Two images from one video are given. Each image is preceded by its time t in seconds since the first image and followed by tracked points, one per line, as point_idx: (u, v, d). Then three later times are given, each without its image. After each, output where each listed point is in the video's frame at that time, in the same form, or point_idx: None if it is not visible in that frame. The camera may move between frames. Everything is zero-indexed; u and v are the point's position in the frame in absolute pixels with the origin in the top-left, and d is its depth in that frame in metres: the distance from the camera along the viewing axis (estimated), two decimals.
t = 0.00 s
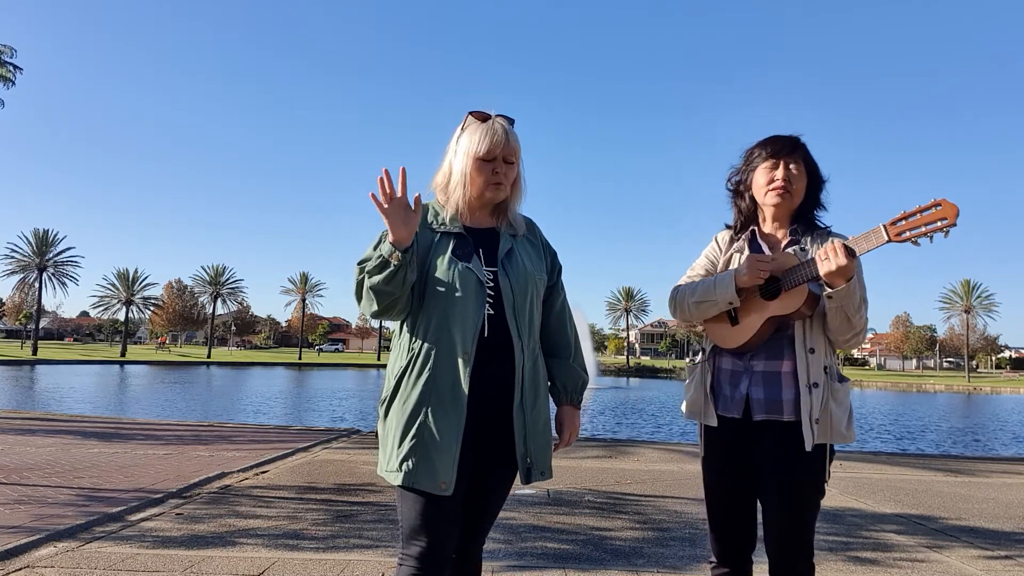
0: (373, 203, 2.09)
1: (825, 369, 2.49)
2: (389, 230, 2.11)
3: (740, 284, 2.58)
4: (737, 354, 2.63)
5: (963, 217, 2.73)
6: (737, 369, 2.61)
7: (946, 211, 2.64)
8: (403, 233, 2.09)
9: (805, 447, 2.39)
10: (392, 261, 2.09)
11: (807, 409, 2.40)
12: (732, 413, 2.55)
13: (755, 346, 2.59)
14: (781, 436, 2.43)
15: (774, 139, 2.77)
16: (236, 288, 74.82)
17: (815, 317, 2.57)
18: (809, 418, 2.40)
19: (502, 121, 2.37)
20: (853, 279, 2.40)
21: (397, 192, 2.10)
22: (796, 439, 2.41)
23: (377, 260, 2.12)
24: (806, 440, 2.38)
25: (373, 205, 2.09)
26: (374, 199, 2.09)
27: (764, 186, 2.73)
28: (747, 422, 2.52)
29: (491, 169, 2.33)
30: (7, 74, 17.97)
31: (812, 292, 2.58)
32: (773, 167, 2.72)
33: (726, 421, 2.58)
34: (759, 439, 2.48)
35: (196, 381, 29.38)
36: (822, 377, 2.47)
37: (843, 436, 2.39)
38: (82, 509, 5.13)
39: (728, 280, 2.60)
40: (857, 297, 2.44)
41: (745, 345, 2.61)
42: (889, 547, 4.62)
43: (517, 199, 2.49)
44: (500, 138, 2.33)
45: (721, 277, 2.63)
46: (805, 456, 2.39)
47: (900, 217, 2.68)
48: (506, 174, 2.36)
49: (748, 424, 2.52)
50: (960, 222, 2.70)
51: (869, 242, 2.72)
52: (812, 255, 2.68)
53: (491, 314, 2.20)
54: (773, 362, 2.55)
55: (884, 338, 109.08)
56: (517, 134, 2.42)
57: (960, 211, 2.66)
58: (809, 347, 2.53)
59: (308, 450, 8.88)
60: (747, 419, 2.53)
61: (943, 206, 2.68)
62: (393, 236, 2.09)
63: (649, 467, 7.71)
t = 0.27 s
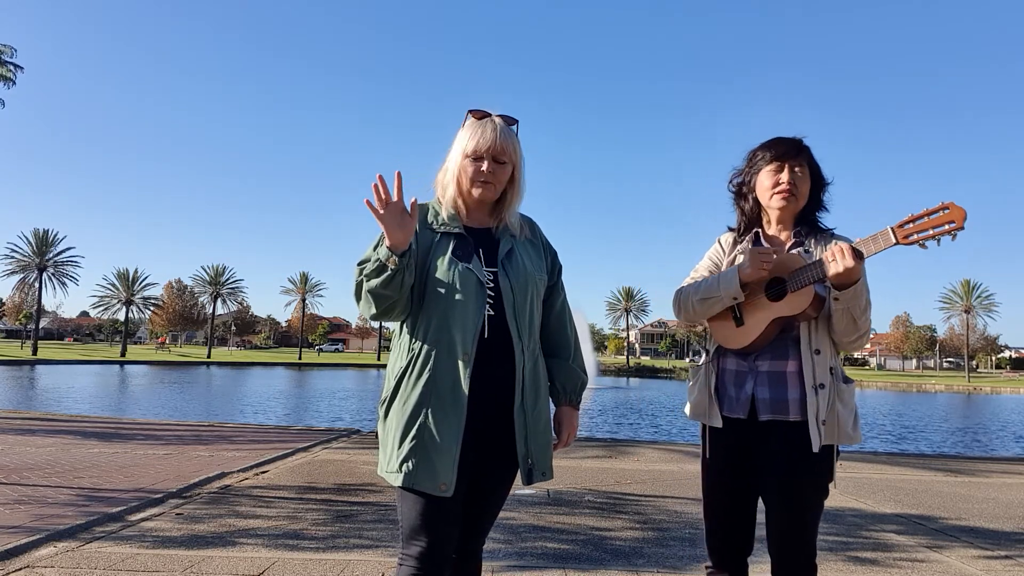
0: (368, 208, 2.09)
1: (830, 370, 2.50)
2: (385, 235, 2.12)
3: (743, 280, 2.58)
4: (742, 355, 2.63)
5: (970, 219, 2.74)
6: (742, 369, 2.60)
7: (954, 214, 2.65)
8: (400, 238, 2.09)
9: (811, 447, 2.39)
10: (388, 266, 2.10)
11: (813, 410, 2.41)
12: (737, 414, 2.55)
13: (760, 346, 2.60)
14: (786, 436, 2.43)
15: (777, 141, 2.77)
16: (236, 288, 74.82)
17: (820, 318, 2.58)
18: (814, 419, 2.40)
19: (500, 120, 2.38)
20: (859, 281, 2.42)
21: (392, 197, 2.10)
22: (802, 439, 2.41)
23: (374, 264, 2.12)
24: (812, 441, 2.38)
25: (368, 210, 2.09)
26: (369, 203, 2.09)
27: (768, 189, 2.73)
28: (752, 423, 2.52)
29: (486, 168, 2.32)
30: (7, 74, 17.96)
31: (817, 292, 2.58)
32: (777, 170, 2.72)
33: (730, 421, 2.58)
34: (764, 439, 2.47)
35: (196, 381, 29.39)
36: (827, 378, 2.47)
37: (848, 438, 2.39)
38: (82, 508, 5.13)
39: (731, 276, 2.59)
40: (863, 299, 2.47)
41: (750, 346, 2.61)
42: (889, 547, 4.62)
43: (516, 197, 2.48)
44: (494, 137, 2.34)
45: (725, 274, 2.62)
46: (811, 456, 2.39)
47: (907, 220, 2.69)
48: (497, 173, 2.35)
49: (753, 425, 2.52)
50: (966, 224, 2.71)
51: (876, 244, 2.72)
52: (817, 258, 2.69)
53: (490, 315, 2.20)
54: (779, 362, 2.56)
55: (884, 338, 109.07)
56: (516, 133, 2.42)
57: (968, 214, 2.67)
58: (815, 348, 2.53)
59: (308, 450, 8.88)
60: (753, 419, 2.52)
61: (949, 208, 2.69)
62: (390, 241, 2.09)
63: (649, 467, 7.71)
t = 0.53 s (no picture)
0: (368, 211, 2.10)
1: (833, 370, 2.50)
2: (385, 237, 2.12)
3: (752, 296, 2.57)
4: (744, 356, 2.63)
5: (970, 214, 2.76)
6: (746, 370, 2.61)
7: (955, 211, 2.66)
8: (400, 239, 2.10)
9: (815, 447, 2.39)
10: (388, 268, 2.10)
11: (817, 409, 2.40)
12: (741, 414, 2.54)
13: (764, 347, 2.60)
14: (790, 436, 2.43)
15: (776, 144, 2.78)
16: (236, 288, 74.84)
17: (824, 319, 2.59)
18: (818, 419, 2.40)
19: (501, 119, 2.37)
20: (864, 279, 2.46)
21: (393, 199, 2.11)
22: (806, 439, 2.40)
23: (374, 266, 2.12)
24: (817, 441, 2.38)
25: (369, 212, 2.10)
26: (369, 206, 2.09)
27: (768, 191, 2.73)
28: (756, 422, 2.52)
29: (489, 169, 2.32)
30: (7, 74, 17.96)
31: (822, 293, 2.58)
32: (777, 172, 2.72)
33: (733, 422, 2.58)
34: (768, 439, 2.47)
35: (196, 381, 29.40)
36: (831, 377, 2.47)
37: (852, 438, 2.39)
38: (82, 509, 5.13)
39: (738, 289, 2.58)
40: (867, 298, 2.51)
41: (753, 347, 2.61)
42: (889, 547, 4.62)
43: (517, 197, 2.48)
44: (496, 138, 2.33)
45: (731, 285, 2.62)
46: (816, 457, 2.38)
47: (910, 218, 2.69)
48: (502, 174, 2.35)
49: (758, 425, 2.52)
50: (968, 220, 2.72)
51: (879, 242, 2.72)
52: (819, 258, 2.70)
53: (491, 316, 2.20)
54: (782, 363, 2.56)
55: (884, 338, 109.05)
56: (517, 133, 2.42)
57: (969, 210, 2.68)
58: (818, 348, 2.54)
59: (308, 450, 8.88)
60: (756, 419, 2.52)
61: (951, 205, 2.70)
62: (390, 243, 2.10)
63: (649, 467, 7.71)
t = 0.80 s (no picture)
0: (372, 211, 2.10)
1: (831, 368, 2.51)
2: (388, 237, 2.12)
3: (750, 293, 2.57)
4: (743, 355, 2.63)
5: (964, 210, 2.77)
6: (745, 369, 2.61)
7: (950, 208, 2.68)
8: (402, 239, 2.11)
9: (814, 446, 2.39)
10: (390, 269, 2.10)
11: (815, 408, 2.41)
12: (740, 413, 2.55)
13: (762, 346, 2.60)
14: (790, 436, 2.43)
15: (773, 146, 2.80)
16: (236, 288, 74.86)
17: (823, 317, 2.59)
18: (816, 417, 2.41)
19: (502, 119, 2.37)
20: (860, 276, 2.47)
21: (395, 199, 2.11)
22: (806, 439, 2.40)
23: (376, 266, 2.12)
24: (816, 440, 2.38)
25: (372, 213, 2.09)
26: (373, 206, 2.09)
27: (765, 192, 2.74)
28: (756, 422, 2.52)
29: (491, 170, 2.33)
30: (8, 74, 17.96)
31: (819, 291, 2.58)
32: (774, 173, 2.73)
33: (732, 421, 2.58)
34: (767, 438, 2.47)
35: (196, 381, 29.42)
36: (829, 376, 2.48)
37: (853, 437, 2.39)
38: (82, 509, 5.14)
39: (738, 285, 2.58)
40: (864, 297, 2.51)
41: (752, 346, 2.61)
42: (888, 547, 4.63)
43: (518, 197, 2.48)
44: (497, 137, 2.33)
45: (731, 283, 2.62)
46: (815, 456, 2.39)
47: (906, 214, 2.69)
48: (503, 174, 2.35)
49: (757, 424, 2.52)
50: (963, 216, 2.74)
51: (876, 239, 2.73)
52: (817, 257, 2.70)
53: (491, 316, 2.20)
54: (780, 361, 2.56)
55: (884, 338, 109.06)
56: (518, 132, 2.42)
57: (964, 206, 2.70)
58: (816, 347, 2.54)
59: (308, 450, 8.89)
60: (755, 418, 2.52)
61: (946, 202, 2.72)
62: (393, 243, 2.11)
63: (649, 467, 7.72)
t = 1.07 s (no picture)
0: (374, 209, 2.09)
1: (826, 366, 2.51)
2: (390, 236, 2.12)
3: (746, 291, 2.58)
4: (739, 354, 2.63)
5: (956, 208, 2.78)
6: (741, 368, 2.60)
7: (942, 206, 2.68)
8: (405, 239, 2.11)
9: (809, 443, 2.39)
10: (392, 268, 2.10)
11: (811, 406, 2.40)
12: (736, 412, 2.54)
13: (758, 345, 2.60)
14: (785, 434, 2.43)
15: (765, 146, 2.80)
16: (236, 288, 74.85)
17: (817, 315, 2.59)
18: (812, 414, 2.41)
19: (504, 119, 2.38)
20: (854, 274, 2.49)
21: (398, 198, 2.11)
22: (800, 436, 2.41)
23: (377, 265, 2.12)
24: (810, 437, 2.38)
25: (374, 212, 2.09)
26: (375, 204, 2.09)
27: (758, 192, 2.74)
28: (752, 420, 2.52)
29: (492, 169, 2.33)
30: (7, 74, 17.93)
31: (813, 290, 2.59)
32: (767, 173, 2.73)
33: (728, 420, 2.57)
34: (763, 437, 2.47)
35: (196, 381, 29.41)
36: (824, 374, 2.48)
37: (848, 434, 2.39)
38: (82, 509, 5.13)
39: (732, 282, 2.60)
40: (858, 295, 2.50)
41: (748, 345, 2.61)
42: (889, 547, 4.63)
43: (519, 197, 2.48)
44: (499, 137, 2.33)
45: (726, 280, 2.63)
46: (809, 453, 2.39)
47: (899, 212, 2.70)
48: (505, 173, 2.35)
49: (753, 423, 2.52)
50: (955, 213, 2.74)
51: (869, 237, 2.72)
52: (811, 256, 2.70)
53: (491, 315, 2.20)
54: (776, 360, 2.56)
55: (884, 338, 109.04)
56: (520, 132, 2.42)
57: (956, 204, 2.70)
58: (810, 345, 2.54)
59: (308, 450, 8.88)
60: (752, 417, 2.52)
61: (938, 200, 2.72)
62: (395, 243, 2.11)
63: (649, 467, 7.72)
